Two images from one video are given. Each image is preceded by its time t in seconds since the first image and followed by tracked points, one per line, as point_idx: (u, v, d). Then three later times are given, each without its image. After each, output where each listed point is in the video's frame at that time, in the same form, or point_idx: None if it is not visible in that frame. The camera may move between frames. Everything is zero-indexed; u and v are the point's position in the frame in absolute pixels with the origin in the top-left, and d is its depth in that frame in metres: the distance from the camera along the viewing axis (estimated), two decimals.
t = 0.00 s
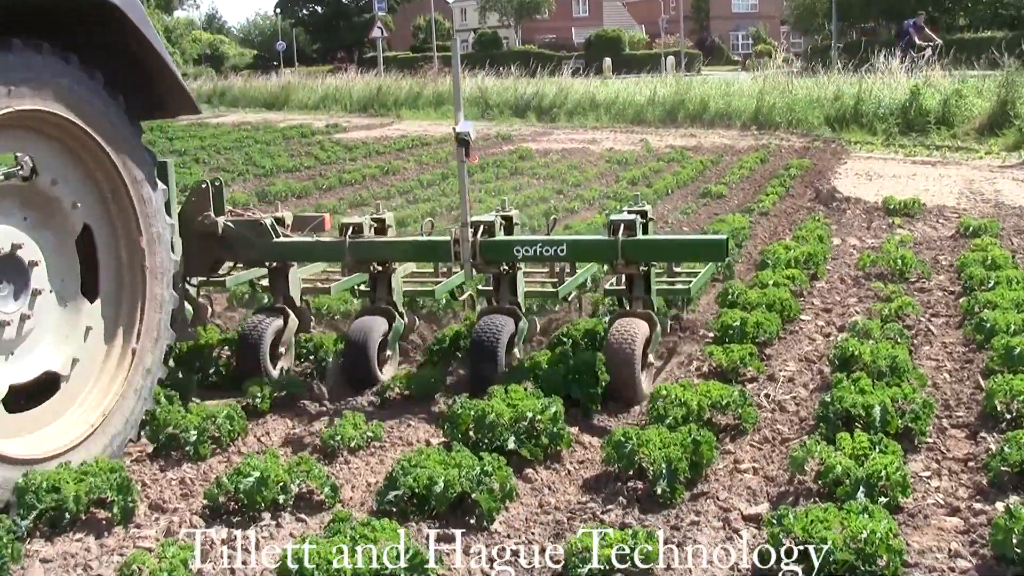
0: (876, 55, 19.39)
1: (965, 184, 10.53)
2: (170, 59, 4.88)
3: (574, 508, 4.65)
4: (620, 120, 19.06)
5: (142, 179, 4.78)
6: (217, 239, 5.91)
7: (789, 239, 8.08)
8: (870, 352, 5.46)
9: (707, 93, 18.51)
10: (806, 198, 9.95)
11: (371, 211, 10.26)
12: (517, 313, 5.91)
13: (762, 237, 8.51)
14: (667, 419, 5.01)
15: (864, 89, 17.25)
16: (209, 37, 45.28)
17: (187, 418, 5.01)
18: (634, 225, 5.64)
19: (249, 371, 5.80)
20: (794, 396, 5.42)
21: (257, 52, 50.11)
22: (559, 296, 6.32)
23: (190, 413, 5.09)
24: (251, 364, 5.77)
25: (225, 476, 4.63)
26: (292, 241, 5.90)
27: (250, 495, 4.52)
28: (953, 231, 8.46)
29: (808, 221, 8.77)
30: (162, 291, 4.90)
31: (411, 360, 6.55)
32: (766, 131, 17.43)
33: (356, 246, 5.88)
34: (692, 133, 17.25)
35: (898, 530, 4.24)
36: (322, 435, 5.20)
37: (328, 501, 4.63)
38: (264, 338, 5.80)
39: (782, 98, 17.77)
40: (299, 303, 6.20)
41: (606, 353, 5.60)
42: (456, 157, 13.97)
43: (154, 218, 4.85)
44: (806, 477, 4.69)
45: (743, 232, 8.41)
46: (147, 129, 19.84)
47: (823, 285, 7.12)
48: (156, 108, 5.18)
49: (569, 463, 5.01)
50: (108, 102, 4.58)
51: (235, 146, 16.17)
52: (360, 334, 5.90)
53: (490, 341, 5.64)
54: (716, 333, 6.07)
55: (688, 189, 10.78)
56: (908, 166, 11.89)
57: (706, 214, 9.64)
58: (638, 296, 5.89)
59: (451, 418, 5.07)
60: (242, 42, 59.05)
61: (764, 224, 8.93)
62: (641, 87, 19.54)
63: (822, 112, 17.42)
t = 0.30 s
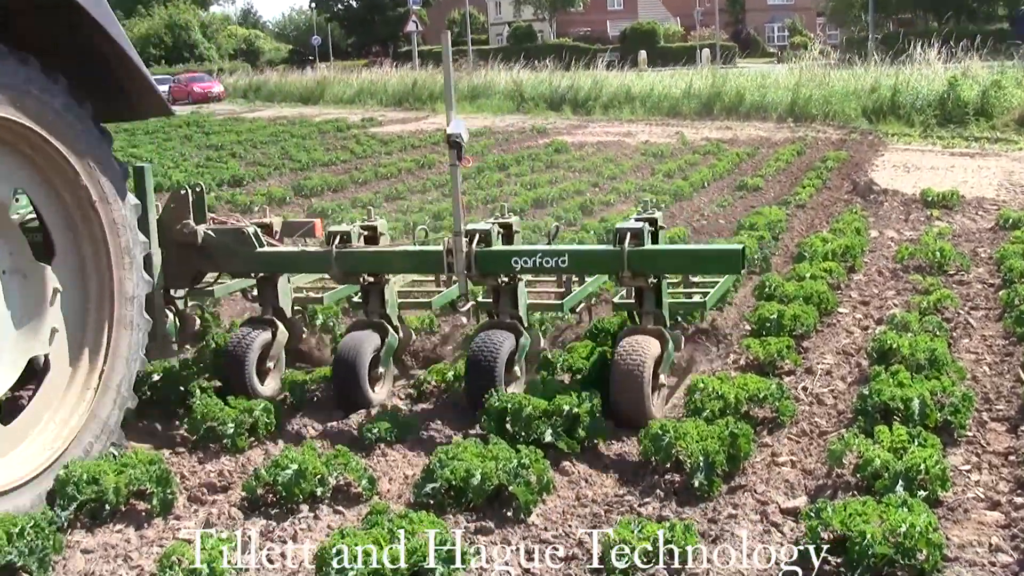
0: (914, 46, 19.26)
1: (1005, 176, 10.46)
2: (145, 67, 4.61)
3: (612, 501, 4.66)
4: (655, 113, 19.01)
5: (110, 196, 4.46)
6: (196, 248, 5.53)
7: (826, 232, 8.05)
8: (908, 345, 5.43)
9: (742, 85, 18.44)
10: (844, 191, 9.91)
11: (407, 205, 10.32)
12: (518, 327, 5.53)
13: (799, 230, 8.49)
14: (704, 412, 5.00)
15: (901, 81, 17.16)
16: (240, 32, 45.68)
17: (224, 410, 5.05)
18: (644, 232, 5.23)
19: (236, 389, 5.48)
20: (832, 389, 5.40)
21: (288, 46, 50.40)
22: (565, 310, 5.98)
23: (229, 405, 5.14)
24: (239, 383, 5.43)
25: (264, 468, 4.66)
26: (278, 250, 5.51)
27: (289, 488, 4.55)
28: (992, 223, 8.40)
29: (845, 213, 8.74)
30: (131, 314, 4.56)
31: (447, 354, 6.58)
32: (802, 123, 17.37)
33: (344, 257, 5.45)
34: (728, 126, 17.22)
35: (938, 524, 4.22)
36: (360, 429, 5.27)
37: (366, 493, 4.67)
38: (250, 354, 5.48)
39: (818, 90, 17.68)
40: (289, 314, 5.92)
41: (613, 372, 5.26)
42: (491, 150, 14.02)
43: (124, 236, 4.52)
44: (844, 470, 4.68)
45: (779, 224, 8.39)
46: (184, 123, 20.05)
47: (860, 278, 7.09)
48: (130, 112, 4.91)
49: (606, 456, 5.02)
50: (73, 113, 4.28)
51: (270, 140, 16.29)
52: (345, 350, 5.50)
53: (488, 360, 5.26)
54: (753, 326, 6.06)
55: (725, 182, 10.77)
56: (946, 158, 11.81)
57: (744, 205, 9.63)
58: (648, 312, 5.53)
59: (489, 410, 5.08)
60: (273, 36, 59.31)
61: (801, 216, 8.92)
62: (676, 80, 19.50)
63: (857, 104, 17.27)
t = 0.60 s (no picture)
0: (960, 42, 19.10)
1: None
2: (115, 76, 4.30)
3: (655, 497, 4.66)
4: (698, 109, 18.96)
5: (76, 209, 4.08)
6: (177, 261, 5.32)
7: (871, 228, 8.01)
8: (954, 342, 5.40)
9: (786, 80, 18.38)
10: (889, 187, 9.86)
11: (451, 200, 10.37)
12: (521, 350, 5.28)
13: (844, 226, 8.45)
14: (748, 408, 4.99)
15: (947, 77, 17.04)
16: (286, 27, 45.16)
17: (269, 404, 5.19)
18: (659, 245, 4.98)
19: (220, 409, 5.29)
20: (877, 385, 5.39)
21: (325, 43, 50.67)
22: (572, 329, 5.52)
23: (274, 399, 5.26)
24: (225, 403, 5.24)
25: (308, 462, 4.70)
26: (264, 263, 5.29)
27: (333, 481, 4.57)
28: None
29: (890, 209, 8.69)
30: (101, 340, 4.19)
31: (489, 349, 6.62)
32: (846, 119, 17.29)
33: (333, 271, 5.23)
34: (771, 122, 17.17)
35: (985, 522, 4.19)
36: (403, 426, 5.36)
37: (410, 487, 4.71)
38: (238, 372, 5.31)
39: (862, 85, 17.58)
40: (281, 330, 5.66)
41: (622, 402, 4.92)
42: (533, 146, 14.05)
43: (90, 253, 4.14)
44: (888, 467, 4.66)
45: (823, 221, 8.37)
46: (228, 120, 20.26)
47: (905, 274, 7.05)
48: (102, 120, 4.59)
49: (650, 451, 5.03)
50: (35, 121, 3.95)
51: (313, 137, 16.41)
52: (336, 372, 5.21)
53: (486, 386, 5.04)
54: (797, 322, 6.05)
55: (769, 178, 10.74)
56: (993, 154, 11.70)
57: (787, 201, 9.60)
58: (661, 332, 5.25)
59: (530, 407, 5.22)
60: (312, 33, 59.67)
61: (845, 212, 8.88)
62: (719, 75, 19.43)
63: (902, 99, 17.16)
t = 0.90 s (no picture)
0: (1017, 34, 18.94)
1: None
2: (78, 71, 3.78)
3: (708, 487, 4.66)
4: (750, 100, 18.91)
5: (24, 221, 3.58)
6: (160, 268, 5.01)
7: (926, 220, 7.97)
8: (1011, 337, 5.37)
9: (840, 71, 18.33)
10: (945, 179, 9.81)
11: (503, 189, 10.42)
12: (526, 371, 4.88)
13: (899, 218, 8.42)
14: (802, 400, 4.99)
15: (1005, 68, 16.93)
16: (339, 17, 44.53)
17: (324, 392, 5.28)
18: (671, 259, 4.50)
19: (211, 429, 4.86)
20: (932, 378, 5.36)
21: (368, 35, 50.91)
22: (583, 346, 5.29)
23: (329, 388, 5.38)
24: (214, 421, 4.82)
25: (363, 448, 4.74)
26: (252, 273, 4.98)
27: (386, 470, 4.61)
28: None
29: (945, 201, 8.65)
30: (60, 406, 3.71)
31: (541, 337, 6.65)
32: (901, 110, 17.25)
33: (322, 282, 4.88)
34: (824, 113, 17.13)
35: None
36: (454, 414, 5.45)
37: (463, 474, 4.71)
38: (228, 387, 4.86)
39: (918, 76, 17.51)
40: (277, 340, 5.26)
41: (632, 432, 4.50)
42: (586, 136, 14.09)
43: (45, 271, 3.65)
44: (944, 461, 4.64)
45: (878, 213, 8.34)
46: (280, 109, 20.39)
47: (962, 267, 7.01)
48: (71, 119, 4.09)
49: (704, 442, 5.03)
50: None
51: (364, 125, 16.52)
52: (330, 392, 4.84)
53: (488, 410, 4.59)
54: (851, 315, 6.04)
55: (823, 169, 10.71)
56: None
57: (840, 192, 9.58)
58: (678, 353, 4.84)
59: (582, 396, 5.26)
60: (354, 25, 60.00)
61: (900, 204, 8.84)
62: (771, 66, 19.36)
63: (959, 91, 17.07)
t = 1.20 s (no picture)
0: None
1: None
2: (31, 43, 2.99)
3: (771, 464, 4.64)
4: (814, 77, 18.77)
5: None
6: (141, 262, 4.93)
7: (995, 200, 7.92)
8: None
9: (908, 48, 18.20)
10: (1013, 159, 9.73)
11: (566, 164, 10.42)
12: (532, 379, 4.42)
13: (966, 197, 8.37)
14: (866, 378, 4.98)
15: None
16: None
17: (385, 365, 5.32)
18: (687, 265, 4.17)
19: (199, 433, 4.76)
20: (999, 359, 5.32)
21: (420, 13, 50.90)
22: (598, 354, 4.93)
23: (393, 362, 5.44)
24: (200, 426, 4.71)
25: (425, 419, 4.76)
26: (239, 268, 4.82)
27: (446, 440, 4.59)
28: None
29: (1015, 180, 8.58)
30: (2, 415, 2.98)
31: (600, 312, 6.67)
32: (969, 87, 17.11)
33: (310, 280, 4.70)
34: (889, 90, 17.01)
35: None
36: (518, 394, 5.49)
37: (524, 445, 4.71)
38: (216, 391, 4.71)
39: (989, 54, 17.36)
40: (273, 337, 5.10)
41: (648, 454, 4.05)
42: (649, 112, 14.07)
43: None
44: (1010, 443, 4.59)
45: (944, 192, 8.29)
46: (340, 84, 20.50)
47: None
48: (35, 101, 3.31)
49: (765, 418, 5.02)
50: None
51: (425, 100, 16.57)
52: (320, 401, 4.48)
53: (490, 426, 4.18)
54: (916, 294, 6.01)
55: (889, 147, 10.64)
56: None
57: (906, 170, 9.52)
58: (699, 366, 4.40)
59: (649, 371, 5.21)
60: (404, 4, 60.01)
61: (967, 183, 8.79)
62: (837, 43, 19.21)
63: None
